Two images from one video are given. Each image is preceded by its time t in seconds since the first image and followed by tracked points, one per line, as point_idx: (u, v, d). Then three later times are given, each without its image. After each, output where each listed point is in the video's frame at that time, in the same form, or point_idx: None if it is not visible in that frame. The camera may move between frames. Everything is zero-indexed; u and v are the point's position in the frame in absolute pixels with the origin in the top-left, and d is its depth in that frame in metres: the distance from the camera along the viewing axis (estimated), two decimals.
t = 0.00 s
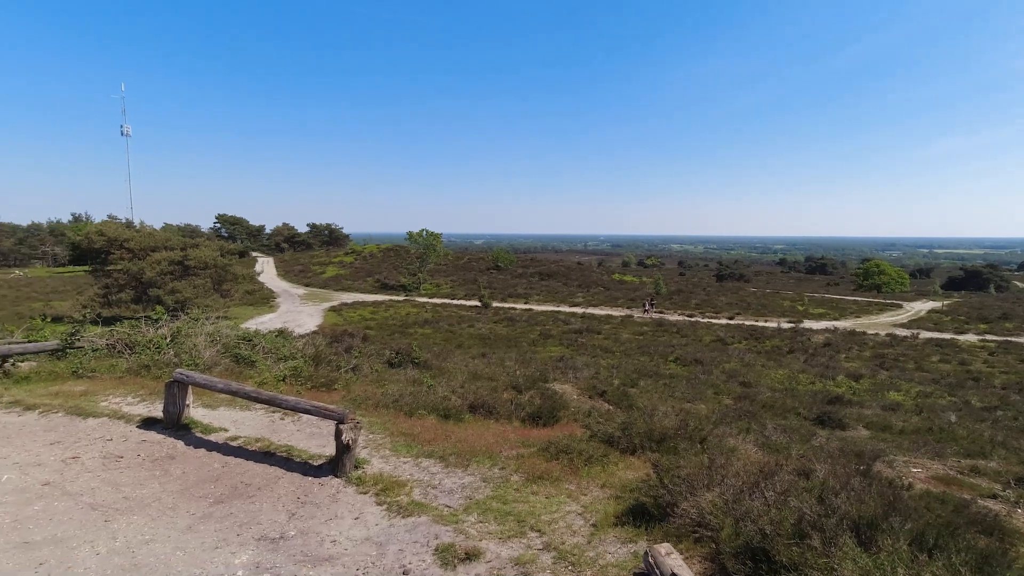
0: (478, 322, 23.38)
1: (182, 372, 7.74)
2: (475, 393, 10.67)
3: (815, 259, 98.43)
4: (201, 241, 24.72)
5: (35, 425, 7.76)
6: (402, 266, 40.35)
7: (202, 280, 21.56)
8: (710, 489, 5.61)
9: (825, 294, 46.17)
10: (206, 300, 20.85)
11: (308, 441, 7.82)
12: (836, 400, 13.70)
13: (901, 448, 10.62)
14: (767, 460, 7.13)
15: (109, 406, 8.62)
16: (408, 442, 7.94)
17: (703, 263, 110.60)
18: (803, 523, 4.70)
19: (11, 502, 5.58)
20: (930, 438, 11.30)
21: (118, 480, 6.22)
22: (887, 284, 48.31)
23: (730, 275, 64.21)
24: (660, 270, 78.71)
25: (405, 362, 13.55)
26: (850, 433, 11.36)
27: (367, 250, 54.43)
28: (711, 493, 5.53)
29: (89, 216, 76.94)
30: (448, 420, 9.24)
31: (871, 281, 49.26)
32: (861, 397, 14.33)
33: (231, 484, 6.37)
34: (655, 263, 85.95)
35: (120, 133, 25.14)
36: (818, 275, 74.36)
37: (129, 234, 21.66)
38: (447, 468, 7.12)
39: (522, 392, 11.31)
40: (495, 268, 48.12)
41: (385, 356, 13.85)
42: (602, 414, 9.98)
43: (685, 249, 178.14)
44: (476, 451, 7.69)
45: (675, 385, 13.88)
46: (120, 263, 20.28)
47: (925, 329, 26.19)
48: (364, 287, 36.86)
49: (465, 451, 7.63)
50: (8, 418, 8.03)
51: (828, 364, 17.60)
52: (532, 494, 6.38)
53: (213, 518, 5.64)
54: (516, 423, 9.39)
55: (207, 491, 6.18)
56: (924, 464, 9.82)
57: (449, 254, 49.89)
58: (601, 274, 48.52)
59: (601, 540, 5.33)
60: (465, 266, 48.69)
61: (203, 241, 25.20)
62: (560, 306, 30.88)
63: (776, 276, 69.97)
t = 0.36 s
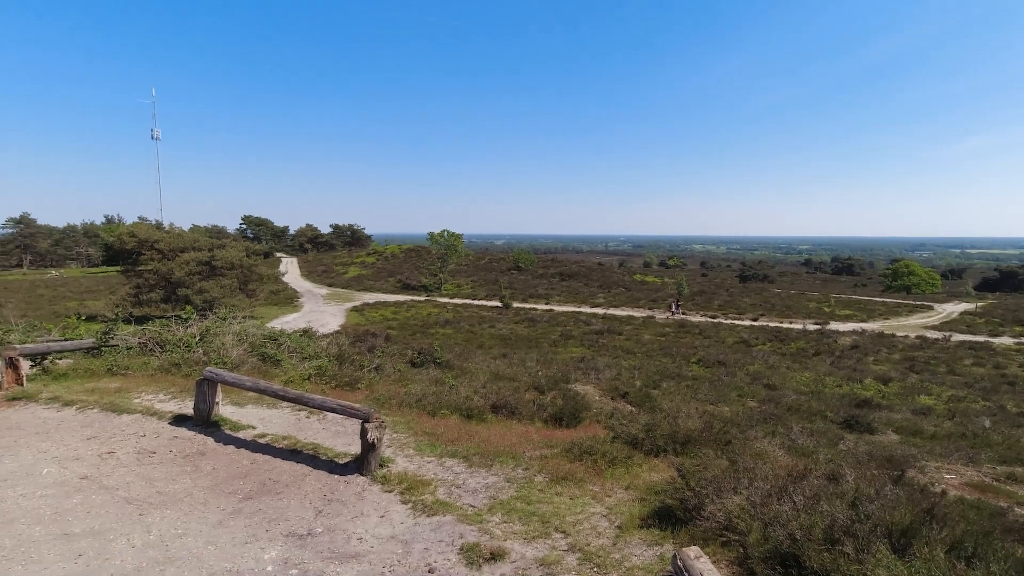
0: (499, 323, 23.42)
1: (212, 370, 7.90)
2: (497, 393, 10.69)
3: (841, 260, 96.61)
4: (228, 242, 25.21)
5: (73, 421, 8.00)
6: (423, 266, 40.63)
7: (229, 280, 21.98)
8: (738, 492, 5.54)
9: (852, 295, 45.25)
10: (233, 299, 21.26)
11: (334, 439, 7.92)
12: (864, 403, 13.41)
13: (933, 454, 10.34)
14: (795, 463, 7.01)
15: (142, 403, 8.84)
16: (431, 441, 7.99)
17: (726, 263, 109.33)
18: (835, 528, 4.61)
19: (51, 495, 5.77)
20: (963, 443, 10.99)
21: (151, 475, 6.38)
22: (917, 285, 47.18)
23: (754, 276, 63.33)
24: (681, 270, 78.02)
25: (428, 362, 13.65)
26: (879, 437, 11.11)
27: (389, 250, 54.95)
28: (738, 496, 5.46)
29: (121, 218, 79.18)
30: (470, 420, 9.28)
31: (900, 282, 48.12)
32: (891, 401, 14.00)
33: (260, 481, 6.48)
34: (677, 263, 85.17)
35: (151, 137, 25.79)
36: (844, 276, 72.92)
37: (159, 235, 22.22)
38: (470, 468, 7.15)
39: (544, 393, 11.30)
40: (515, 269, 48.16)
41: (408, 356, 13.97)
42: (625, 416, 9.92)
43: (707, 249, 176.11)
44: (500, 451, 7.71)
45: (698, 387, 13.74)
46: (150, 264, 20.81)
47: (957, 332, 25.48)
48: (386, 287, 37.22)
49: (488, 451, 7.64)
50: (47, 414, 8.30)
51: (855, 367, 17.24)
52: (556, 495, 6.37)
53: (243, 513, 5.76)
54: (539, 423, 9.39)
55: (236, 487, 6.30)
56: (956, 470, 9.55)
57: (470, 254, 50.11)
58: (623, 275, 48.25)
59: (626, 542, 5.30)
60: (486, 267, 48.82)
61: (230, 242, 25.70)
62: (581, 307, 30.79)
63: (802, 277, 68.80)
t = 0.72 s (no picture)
0: (519, 324, 23.46)
1: (239, 369, 8.05)
2: (518, 394, 10.70)
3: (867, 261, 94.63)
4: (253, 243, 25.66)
5: (106, 417, 8.23)
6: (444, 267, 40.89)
7: (253, 281, 22.36)
8: (765, 497, 5.46)
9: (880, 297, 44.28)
10: (258, 300, 21.62)
11: (358, 438, 8.01)
12: (892, 408, 13.12)
13: (966, 460, 10.06)
14: (823, 468, 6.89)
15: (172, 400, 9.05)
16: (454, 441, 8.03)
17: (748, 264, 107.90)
18: (866, 535, 4.51)
19: (87, 489, 5.94)
20: (998, 450, 10.66)
21: (182, 471, 6.53)
22: (947, 287, 45.99)
23: (777, 278, 62.37)
24: (703, 271, 77.19)
25: (449, 363, 13.72)
26: (909, 443, 10.86)
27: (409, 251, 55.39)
28: (765, 500, 5.39)
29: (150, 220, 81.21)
30: (492, 421, 9.31)
31: (930, 284, 46.92)
32: (921, 406, 13.66)
33: (286, 478, 6.59)
34: (699, 265, 84.29)
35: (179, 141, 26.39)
36: (871, 278, 71.39)
37: (187, 236, 22.74)
38: (492, 468, 7.17)
39: (565, 394, 11.28)
40: (535, 269, 48.18)
41: (429, 356, 14.07)
42: (647, 417, 9.85)
43: (729, 250, 173.84)
44: (522, 451, 7.71)
45: (721, 390, 13.59)
46: (179, 264, 21.30)
47: (990, 335, 24.77)
48: (407, 288, 37.54)
49: (511, 452, 7.65)
50: (83, 411, 8.55)
51: (883, 370, 16.86)
52: (579, 496, 6.36)
53: (270, 510, 5.85)
54: (560, 425, 9.38)
55: (264, 484, 6.41)
56: (991, 477, 9.28)
57: (490, 255, 50.28)
58: (644, 276, 47.92)
59: (650, 545, 5.26)
60: (506, 267, 48.93)
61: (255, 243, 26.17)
62: (601, 308, 30.69)
63: (826, 279, 67.60)
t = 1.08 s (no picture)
0: (538, 324, 23.46)
1: (265, 367, 8.17)
2: (539, 394, 10.69)
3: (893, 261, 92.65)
4: (275, 244, 26.03)
5: (138, 414, 8.43)
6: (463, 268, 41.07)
7: (276, 281, 22.71)
8: (792, 500, 5.38)
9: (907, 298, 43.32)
10: (280, 300, 21.95)
11: (381, 437, 8.08)
12: (921, 412, 12.81)
13: (999, 466, 9.78)
14: (851, 472, 6.76)
15: (200, 397, 9.24)
16: (475, 441, 8.06)
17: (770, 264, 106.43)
18: (898, 541, 4.42)
19: (121, 483, 6.10)
20: None
21: (210, 467, 6.66)
22: (977, 288, 44.83)
23: (801, 279, 61.39)
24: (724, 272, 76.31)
25: (469, 362, 13.78)
26: (939, 448, 10.60)
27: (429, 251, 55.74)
28: (793, 503, 5.31)
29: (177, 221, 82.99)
30: (513, 421, 9.33)
31: (959, 285, 45.87)
32: (951, 410, 13.32)
33: (311, 476, 6.68)
34: (719, 265, 83.38)
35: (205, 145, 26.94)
36: (897, 279, 69.88)
37: (213, 237, 23.19)
38: (514, 468, 7.17)
39: (586, 395, 11.25)
40: (554, 270, 48.15)
41: (449, 356, 14.14)
42: (669, 419, 9.77)
43: (751, 250, 171.55)
44: (544, 452, 7.71)
45: (743, 392, 13.43)
46: (204, 265, 21.73)
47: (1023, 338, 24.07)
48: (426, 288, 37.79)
49: (532, 452, 7.65)
50: (115, 407, 8.78)
51: (912, 373, 16.48)
52: (602, 497, 6.33)
53: (298, 506, 5.94)
54: (581, 425, 9.35)
55: (289, 481, 6.50)
56: None
57: (509, 255, 50.37)
58: (664, 276, 47.57)
59: (675, 548, 5.22)
60: (525, 268, 48.96)
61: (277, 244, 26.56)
62: (620, 309, 30.55)
63: (851, 279, 66.35)
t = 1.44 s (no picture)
0: (556, 324, 23.43)
1: (288, 365, 8.30)
2: (558, 394, 10.69)
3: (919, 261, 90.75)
4: (296, 243, 26.39)
5: (165, 410, 8.61)
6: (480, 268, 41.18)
7: (297, 280, 23.02)
8: (818, 502, 5.31)
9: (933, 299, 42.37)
10: (301, 299, 22.23)
11: (401, 435, 8.14)
12: (949, 415, 12.53)
13: None
14: (877, 475, 6.64)
15: (225, 394, 9.41)
16: (495, 440, 8.08)
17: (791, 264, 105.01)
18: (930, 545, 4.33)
19: (148, 478, 6.23)
20: None
21: (236, 463, 6.77)
22: (1007, 289, 43.73)
23: (824, 279, 60.44)
24: (744, 272, 75.42)
25: (487, 362, 13.83)
26: (967, 452, 10.36)
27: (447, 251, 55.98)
28: (819, 506, 5.24)
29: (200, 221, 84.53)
30: (532, 420, 9.33)
31: (988, 285, 44.81)
32: (979, 413, 13.00)
33: (333, 472, 6.76)
34: (739, 265, 82.46)
35: (228, 147, 27.41)
36: (923, 279, 68.41)
37: (235, 237, 23.57)
38: (534, 467, 7.18)
39: (605, 395, 11.21)
40: (572, 269, 48.05)
41: (468, 355, 14.20)
42: (689, 420, 9.69)
43: (770, 250, 169.19)
44: (564, 451, 7.70)
45: (765, 393, 13.27)
46: (227, 264, 22.11)
47: None
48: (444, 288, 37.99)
49: (552, 451, 7.65)
50: (143, 403, 8.98)
51: (938, 375, 16.13)
52: (623, 497, 6.31)
53: (320, 501, 6.02)
54: (601, 425, 9.32)
55: (312, 478, 6.59)
56: None
57: (527, 255, 50.38)
58: (684, 276, 47.20)
59: (698, 549, 5.18)
60: (543, 267, 48.91)
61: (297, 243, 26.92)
62: (638, 309, 30.39)
63: (875, 279, 65.14)
